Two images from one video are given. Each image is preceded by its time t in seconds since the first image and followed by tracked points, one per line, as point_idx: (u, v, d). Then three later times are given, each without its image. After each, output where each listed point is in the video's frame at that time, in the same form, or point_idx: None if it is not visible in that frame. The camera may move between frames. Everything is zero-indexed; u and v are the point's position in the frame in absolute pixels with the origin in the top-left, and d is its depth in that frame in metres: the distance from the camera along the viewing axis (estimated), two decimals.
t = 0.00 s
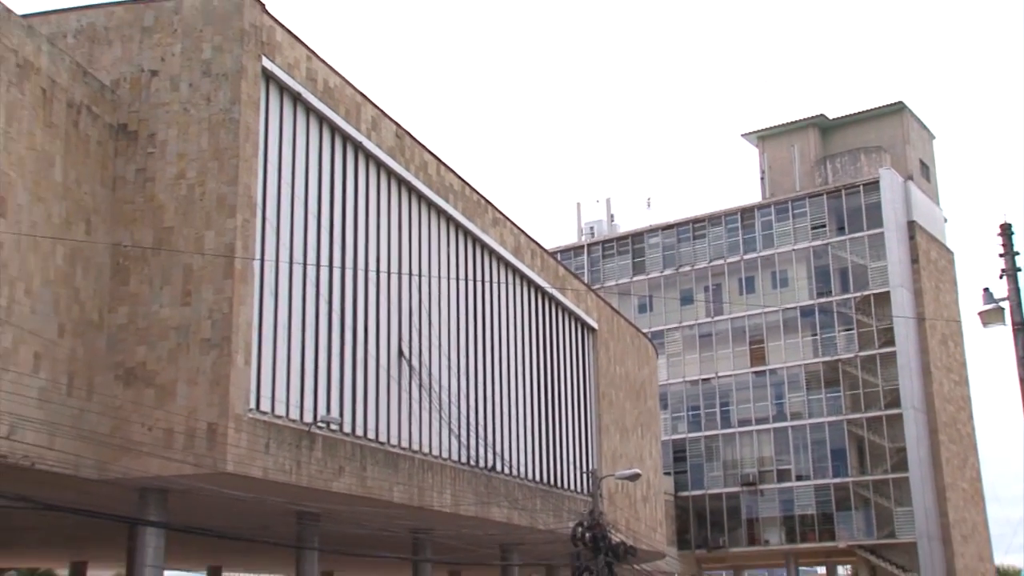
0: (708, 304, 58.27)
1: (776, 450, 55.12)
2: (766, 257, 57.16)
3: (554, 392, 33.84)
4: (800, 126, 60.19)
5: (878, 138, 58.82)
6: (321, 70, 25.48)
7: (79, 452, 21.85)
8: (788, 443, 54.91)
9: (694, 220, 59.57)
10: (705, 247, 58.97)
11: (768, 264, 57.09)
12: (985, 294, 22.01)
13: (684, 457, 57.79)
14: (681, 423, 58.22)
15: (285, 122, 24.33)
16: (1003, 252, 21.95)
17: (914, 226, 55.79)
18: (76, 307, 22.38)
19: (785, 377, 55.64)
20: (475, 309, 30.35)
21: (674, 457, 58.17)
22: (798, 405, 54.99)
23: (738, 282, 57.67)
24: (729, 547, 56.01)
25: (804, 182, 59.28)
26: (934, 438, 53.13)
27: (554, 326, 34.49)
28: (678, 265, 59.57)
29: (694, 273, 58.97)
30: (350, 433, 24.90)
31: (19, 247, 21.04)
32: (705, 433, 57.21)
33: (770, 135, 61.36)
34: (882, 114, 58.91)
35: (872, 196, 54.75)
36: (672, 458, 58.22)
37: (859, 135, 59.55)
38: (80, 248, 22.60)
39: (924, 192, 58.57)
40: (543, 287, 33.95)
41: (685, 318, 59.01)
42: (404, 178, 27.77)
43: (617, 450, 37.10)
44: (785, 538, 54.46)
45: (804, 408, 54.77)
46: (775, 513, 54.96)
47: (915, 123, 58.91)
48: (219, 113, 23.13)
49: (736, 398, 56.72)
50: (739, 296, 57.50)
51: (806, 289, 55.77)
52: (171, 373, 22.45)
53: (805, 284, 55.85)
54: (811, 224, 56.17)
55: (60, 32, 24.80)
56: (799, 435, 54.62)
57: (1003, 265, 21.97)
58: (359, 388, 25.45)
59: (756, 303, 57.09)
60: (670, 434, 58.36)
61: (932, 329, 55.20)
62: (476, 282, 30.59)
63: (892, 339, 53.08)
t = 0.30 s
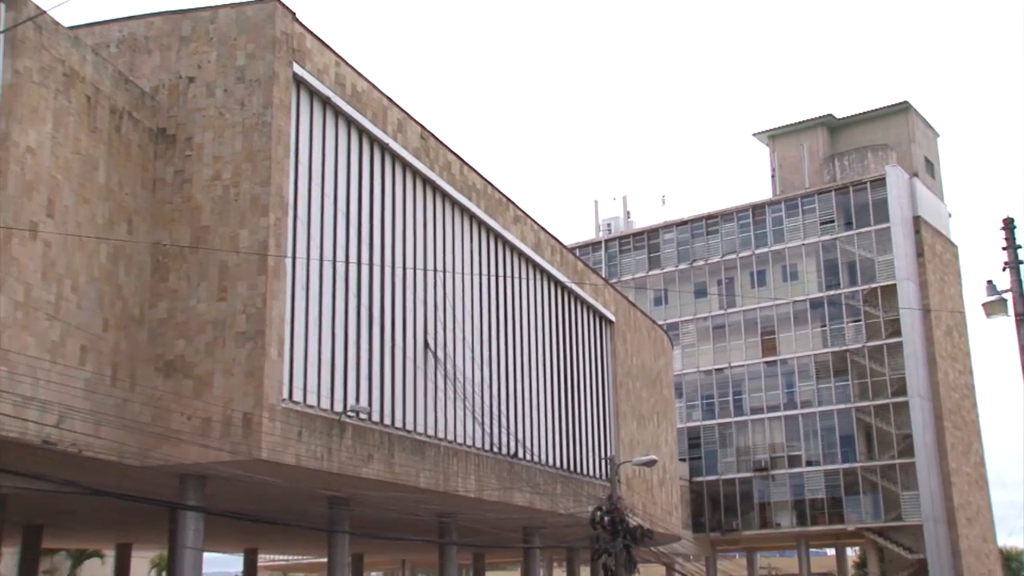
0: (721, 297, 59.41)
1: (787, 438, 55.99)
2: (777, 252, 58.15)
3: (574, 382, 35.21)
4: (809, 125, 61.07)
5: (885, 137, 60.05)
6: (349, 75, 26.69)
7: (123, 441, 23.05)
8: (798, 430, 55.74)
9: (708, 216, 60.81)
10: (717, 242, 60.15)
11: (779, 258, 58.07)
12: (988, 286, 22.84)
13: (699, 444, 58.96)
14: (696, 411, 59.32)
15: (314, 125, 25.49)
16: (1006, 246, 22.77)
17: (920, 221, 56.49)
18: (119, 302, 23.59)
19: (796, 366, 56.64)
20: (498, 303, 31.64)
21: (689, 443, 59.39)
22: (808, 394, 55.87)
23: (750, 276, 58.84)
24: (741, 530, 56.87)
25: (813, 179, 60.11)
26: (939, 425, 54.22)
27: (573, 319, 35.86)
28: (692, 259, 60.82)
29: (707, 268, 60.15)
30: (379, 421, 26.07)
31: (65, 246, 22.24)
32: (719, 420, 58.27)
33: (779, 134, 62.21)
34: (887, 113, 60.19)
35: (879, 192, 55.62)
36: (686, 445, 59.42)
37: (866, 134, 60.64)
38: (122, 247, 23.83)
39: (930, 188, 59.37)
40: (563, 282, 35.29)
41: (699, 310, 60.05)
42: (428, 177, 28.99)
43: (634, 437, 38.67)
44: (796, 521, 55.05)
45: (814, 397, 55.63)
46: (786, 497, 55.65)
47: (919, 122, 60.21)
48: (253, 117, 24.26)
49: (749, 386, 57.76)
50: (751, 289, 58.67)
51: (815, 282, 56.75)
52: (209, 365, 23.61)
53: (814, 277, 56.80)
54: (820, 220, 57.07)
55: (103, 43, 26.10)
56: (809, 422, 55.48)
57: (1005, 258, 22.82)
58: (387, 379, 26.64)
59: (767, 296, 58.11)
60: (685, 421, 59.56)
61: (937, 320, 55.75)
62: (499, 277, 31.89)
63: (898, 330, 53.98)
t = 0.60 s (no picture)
0: (734, 290, 60.54)
1: (798, 425, 57.08)
2: (788, 247, 59.29)
3: (593, 374, 36.49)
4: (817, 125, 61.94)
5: (892, 136, 60.73)
6: (377, 80, 27.88)
7: (165, 430, 24.30)
8: (809, 418, 56.79)
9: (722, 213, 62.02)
10: (730, 238, 61.36)
11: (789, 253, 59.25)
12: (992, 278, 23.71)
13: (713, 432, 60.20)
14: (710, 400, 60.56)
15: (343, 128, 26.66)
16: (1009, 240, 23.65)
17: (925, 217, 57.45)
18: (160, 298, 24.85)
19: (806, 357, 57.59)
20: (520, 297, 32.90)
21: (703, 431, 60.58)
22: (818, 383, 56.89)
23: (762, 270, 59.92)
24: (754, 514, 58.13)
25: (822, 177, 61.22)
26: (944, 413, 55.01)
27: (592, 313, 37.15)
28: (706, 255, 62.08)
29: (721, 263, 61.38)
30: (406, 411, 27.25)
31: (109, 245, 23.49)
32: (732, 409, 59.50)
33: (789, 133, 63.20)
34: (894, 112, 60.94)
35: (886, 188, 56.60)
36: (701, 433, 60.69)
37: (874, 132, 61.48)
38: (162, 246, 25.07)
39: (935, 185, 60.37)
40: (582, 277, 36.57)
41: (713, 303, 61.39)
42: (451, 177, 30.19)
43: (650, 426, 40.09)
44: (806, 505, 56.27)
45: (824, 386, 56.66)
46: (796, 483, 56.82)
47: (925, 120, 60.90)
48: (285, 120, 25.41)
49: (761, 377, 58.87)
50: (762, 283, 59.76)
51: (824, 276, 57.83)
52: (245, 357, 24.81)
53: (824, 271, 57.90)
54: (829, 216, 58.15)
55: (144, 52, 27.42)
56: (819, 411, 56.52)
57: (1009, 251, 23.71)
58: (414, 370, 27.85)
59: (778, 290, 59.29)
60: (700, 410, 60.85)
61: (942, 311, 56.79)
62: (521, 273, 33.13)
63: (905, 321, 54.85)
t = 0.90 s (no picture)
0: (748, 283, 61.76)
1: (811, 413, 58.00)
2: (800, 241, 60.33)
3: (613, 364, 37.82)
4: (828, 123, 62.99)
5: (902, 131, 61.66)
6: (403, 82, 29.04)
7: (204, 419, 25.49)
8: (822, 405, 57.70)
9: (736, 209, 63.21)
10: (744, 233, 62.55)
11: (802, 246, 60.26)
12: (999, 270, 24.42)
13: (729, 419, 61.22)
14: (725, 388, 61.76)
15: (371, 129, 27.80)
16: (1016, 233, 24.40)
17: (934, 211, 57.98)
18: (199, 293, 26.07)
19: (818, 347, 58.54)
20: (543, 290, 34.17)
21: (720, 419, 61.58)
22: (830, 371, 57.87)
23: (776, 264, 61.02)
24: (768, 498, 59.01)
25: (834, 174, 62.02)
26: (952, 401, 55.67)
27: (612, 305, 38.51)
28: (722, 249, 63.24)
29: (736, 257, 62.60)
30: (434, 400, 28.43)
31: (151, 243, 24.72)
32: (747, 397, 60.61)
33: (802, 132, 64.32)
34: (903, 111, 61.92)
35: (896, 183, 57.27)
36: (717, 420, 61.65)
37: (883, 130, 62.41)
38: (202, 244, 26.30)
39: (942, 180, 61.07)
40: (602, 271, 37.88)
41: (729, 295, 62.51)
42: (476, 175, 31.39)
43: (668, 414, 41.57)
44: (819, 489, 57.02)
45: (835, 374, 57.62)
46: (809, 468, 57.62)
47: (934, 119, 61.81)
48: (316, 123, 26.53)
49: (775, 366, 59.94)
50: (775, 276, 60.88)
51: (836, 268, 58.76)
52: (280, 349, 25.94)
53: (835, 264, 58.81)
54: (840, 211, 59.05)
55: (182, 59, 28.78)
56: (831, 400, 57.46)
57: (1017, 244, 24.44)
58: (441, 361, 29.05)
59: (791, 282, 60.26)
60: (716, 399, 61.88)
61: (951, 302, 57.43)
62: (544, 267, 34.41)
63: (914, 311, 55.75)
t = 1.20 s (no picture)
0: (762, 276, 63.03)
1: (824, 402, 59.06)
2: (813, 236, 61.36)
3: (632, 355, 39.22)
4: (839, 121, 63.90)
5: (910, 130, 62.63)
6: (429, 86, 30.26)
7: (241, 409, 26.69)
8: (834, 394, 58.81)
9: (750, 205, 64.45)
10: (758, 228, 63.72)
11: (814, 241, 61.31)
12: (1007, 263, 24.85)
13: (744, 408, 62.62)
14: (741, 378, 63.14)
15: (399, 131, 29.00)
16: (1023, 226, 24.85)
17: (942, 207, 59.04)
18: (236, 289, 27.31)
19: (831, 338, 59.63)
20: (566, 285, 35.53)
21: (735, 407, 63.03)
22: (842, 361, 58.92)
23: (789, 258, 62.16)
24: (783, 484, 60.18)
25: (845, 171, 62.90)
26: (960, 389, 56.54)
27: (631, 299, 39.91)
28: (736, 244, 64.47)
29: (750, 251, 63.72)
30: (461, 391, 29.64)
31: (191, 242, 25.95)
32: (762, 386, 61.96)
33: (814, 130, 65.21)
34: (911, 110, 62.89)
35: (905, 179, 58.31)
36: (733, 409, 63.11)
37: (893, 128, 63.37)
38: (238, 243, 27.54)
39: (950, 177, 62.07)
40: (622, 266, 39.28)
41: (743, 289, 63.85)
42: (501, 175, 32.67)
43: (685, 403, 43.02)
44: (832, 475, 57.97)
45: (847, 364, 58.71)
46: (823, 455, 58.61)
47: (941, 118, 62.75)
48: (347, 126, 27.71)
49: (788, 357, 61.18)
50: (789, 269, 62.08)
51: (847, 262, 59.77)
52: (313, 342, 27.08)
53: (846, 257, 59.85)
54: (851, 207, 60.04)
55: (221, 67, 30.17)
56: (844, 389, 58.53)
57: None
58: (468, 353, 30.26)
59: (804, 276, 61.41)
60: (732, 388, 63.30)
61: (958, 298, 58.22)
62: (566, 262, 35.76)
63: (923, 302, 56.76)
